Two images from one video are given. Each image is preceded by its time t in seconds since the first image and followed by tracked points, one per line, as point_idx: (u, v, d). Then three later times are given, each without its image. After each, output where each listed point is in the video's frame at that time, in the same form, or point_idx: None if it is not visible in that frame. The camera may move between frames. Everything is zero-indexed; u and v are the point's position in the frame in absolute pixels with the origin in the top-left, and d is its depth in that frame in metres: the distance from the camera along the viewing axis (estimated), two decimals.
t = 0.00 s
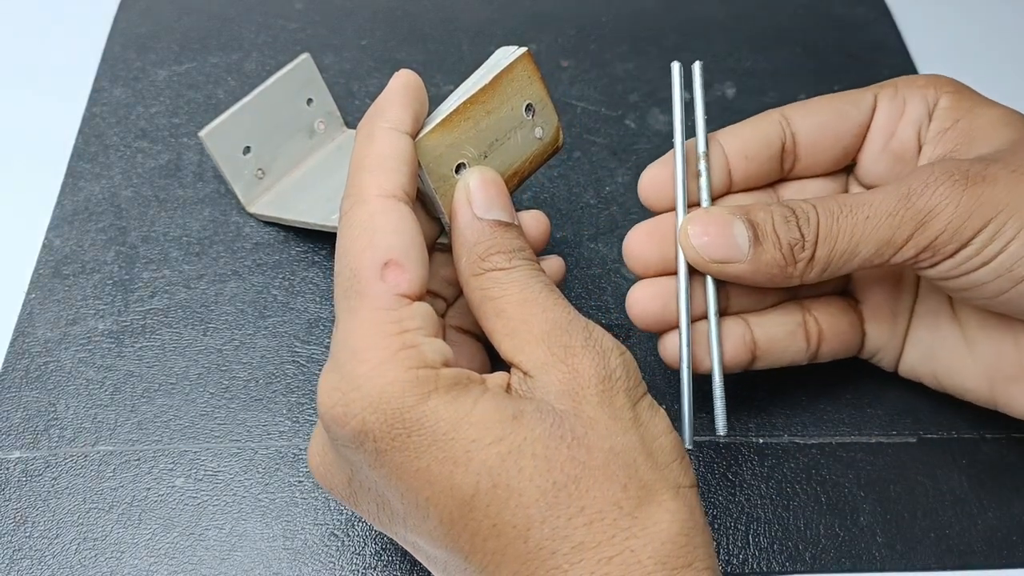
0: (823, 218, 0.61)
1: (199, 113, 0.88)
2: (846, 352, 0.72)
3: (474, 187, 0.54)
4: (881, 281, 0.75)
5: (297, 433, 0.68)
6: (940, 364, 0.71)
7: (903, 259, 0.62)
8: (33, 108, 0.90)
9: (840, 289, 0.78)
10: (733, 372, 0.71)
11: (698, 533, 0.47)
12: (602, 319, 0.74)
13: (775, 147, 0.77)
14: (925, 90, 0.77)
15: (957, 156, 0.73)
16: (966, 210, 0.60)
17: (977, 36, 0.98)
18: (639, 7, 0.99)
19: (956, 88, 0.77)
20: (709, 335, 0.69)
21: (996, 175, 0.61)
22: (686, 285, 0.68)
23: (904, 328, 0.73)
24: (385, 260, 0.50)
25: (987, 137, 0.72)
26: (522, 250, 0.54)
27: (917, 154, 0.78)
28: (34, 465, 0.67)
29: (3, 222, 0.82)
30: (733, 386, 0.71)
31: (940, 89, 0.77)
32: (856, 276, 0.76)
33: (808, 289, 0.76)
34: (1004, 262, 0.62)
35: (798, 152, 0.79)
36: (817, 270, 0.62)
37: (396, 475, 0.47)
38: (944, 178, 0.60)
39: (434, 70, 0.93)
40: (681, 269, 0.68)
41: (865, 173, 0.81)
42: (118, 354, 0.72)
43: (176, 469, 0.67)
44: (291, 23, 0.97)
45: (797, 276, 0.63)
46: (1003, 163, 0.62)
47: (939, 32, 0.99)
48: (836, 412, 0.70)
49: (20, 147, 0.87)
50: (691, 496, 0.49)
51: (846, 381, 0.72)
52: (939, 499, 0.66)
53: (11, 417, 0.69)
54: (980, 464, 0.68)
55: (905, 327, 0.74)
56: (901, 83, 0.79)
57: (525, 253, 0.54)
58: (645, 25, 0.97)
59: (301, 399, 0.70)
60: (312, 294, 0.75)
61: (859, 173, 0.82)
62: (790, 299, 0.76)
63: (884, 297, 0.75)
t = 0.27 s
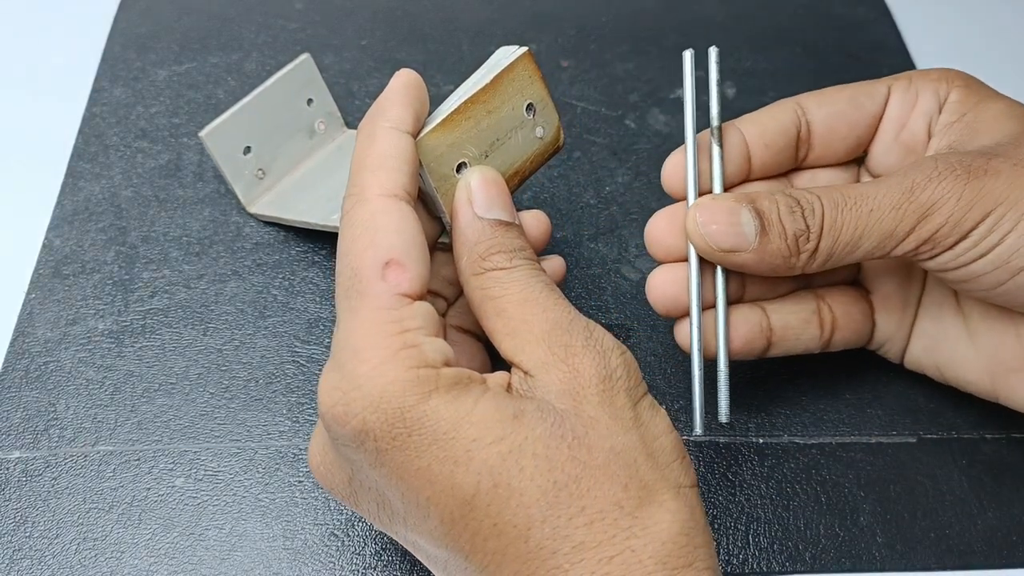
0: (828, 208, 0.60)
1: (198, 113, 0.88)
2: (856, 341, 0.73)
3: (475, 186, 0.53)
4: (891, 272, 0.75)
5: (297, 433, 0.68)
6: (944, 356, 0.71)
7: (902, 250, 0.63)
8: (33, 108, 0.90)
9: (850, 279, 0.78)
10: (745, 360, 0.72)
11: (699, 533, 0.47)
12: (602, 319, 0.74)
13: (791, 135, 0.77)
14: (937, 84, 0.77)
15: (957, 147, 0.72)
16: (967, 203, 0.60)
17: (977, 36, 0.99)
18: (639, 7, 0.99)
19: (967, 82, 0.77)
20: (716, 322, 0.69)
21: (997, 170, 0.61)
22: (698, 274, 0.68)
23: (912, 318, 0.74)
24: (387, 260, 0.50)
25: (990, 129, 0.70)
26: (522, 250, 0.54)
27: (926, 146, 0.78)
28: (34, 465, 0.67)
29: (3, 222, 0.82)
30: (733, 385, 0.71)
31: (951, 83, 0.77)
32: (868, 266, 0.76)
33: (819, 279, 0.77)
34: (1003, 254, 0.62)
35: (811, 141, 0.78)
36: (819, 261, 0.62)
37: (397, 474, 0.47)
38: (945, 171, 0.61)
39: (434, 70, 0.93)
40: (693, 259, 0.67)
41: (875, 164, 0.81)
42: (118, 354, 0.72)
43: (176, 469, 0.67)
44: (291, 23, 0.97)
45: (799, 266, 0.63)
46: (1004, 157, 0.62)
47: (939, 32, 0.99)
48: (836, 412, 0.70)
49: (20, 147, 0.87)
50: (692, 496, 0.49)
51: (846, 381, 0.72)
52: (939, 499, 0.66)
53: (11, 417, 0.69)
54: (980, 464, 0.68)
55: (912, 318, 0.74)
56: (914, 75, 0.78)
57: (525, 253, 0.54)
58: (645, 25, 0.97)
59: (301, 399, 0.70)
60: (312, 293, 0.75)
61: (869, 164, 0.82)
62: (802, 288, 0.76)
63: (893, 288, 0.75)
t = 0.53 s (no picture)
0: (827, 206, 0.60)
1: (198, 113, 0.88)
2: (857, 338, 0.73)
3: (474, 187, 0.53)
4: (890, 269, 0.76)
5: (297, 433, 0.68)
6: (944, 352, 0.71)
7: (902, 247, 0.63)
8: (33, 108, 0.90)
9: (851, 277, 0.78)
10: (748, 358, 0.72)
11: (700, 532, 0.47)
12: (602, 319, 0.74)
13: (789, 134, 0.77)
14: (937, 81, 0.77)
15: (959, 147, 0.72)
16: (967, 199, 0.60)
17: (978, 36, 0.98)
18: (639, 7, 0.99)
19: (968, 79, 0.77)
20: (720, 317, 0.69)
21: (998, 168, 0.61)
22: (698, 271, 0.68)
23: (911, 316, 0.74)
24: (388, 260, 0.50)
25: (990, 129, 0.71)
26: (521, 251, 0.54)
27: (926, 144, 0.78)
28: (34, 465, 0.67)
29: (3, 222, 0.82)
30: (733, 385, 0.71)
31: (951, 81, 0.77)
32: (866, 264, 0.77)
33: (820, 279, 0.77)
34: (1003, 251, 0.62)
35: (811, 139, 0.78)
36: (819, 259, 0.62)
37: (399, 474, 0.47)
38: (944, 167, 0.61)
39: (434, 70, 0.93)
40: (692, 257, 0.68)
41: (875, 162, 0.81)
42: (118, 354, 0.72)
43: (176, 469, 0.67)
44: (291, 23, 0.97)
45: (799, 264, 0.63)
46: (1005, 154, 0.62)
47: (939, 32, 0.99)
48: (835, 412, 0.70)
49: (20, 147, 0.87)
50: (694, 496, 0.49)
51: (846, 381, 0.72)
52: (938, 498, 0.66)
53: (11, 416, 0.69)
54: (980, 464, 0.68)
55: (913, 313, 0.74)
56: (914, 74, 0.78)
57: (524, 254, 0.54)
58: (645, 25, 0.97)
59: (301, 399, 0.70)
60: (311, 293, 0.75)
61: (869, 162, 0.82)
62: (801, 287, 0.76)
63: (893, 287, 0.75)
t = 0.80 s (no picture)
0: (840, 186, 0.59)
1: (198, 113, 0.88)
2: (870, 321, 0.74)
3: (479, 189, 0.53)
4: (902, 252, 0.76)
5: (296, 432, 0.68)
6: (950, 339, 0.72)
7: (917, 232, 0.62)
8: (33, 108, 0.90)
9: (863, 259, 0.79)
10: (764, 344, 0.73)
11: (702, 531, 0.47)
12: (602, 317, 0.74)
13: (805, 115, 0.77)
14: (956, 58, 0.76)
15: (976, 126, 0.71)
16: (987, 185, 0.59)
17: (978, 35, 0.98)
18: (639, 7, 0.99)
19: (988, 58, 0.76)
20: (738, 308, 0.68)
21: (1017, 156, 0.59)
22: (713, 260, 0.67)
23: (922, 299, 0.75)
24: (395, 260, 0.50)
25: (1009, 111, 0.70)
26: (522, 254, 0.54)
27: (944, 125, 0.77)
28: (33, 465, 0.67)
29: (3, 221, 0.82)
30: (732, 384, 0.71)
31: (971, 60, 0.76)
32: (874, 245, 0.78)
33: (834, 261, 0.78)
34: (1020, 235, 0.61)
35: (825, 120, 0.78)
36: (830, 240, 0.61)
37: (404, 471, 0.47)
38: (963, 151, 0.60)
39: (434, 70, 0.93)
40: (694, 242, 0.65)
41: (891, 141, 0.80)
42: (118, 353, 0.72)
43: (176, 468, 0.67)
44: (291, 23, 0.97)
45: (810, 245, 0.62)
46: None
47: (940, 31, 0.98)
48: (835, 412, 0.70)
49: (20, 147, 0.87)
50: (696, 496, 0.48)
51: (846, 381, 0.72)
52: (938, 499, 0.66)
53: (10, 416, 0.69)
54: (980, 464, 0.68)
55: (924, 289, 0.76)
56: (932, 52, 0.77)
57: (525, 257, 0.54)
58: (645, 25, 0.97)
59: (301, 398, 0.70)
60: (311, 292, 0.75)
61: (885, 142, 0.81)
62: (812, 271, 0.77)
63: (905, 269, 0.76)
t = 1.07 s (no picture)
0: (839, 178, 0.59)
1: (198, 111, 0.88)
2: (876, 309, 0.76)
3: (495, 175, 0.53)
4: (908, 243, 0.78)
5: (296, 431, 0.68)
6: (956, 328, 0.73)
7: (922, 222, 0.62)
8: (33, 106, 0.90)
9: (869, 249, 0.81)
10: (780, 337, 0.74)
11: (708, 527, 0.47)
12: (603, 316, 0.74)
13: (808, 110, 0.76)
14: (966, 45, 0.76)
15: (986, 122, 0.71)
16: (994, 180, 0.58)
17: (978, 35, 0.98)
18: (639, 6, 0.99)
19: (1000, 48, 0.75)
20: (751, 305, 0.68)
21: None
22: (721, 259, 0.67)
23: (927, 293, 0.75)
24: (410, 243, 0.50)
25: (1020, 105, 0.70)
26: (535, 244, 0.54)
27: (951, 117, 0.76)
28: (33, 464, 0.67)
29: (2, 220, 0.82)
30: (734, 381, 0.71)
31: (982, 50, 0.75)
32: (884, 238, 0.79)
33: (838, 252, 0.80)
34: None
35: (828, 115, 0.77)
36: (832, 233, 0.60)
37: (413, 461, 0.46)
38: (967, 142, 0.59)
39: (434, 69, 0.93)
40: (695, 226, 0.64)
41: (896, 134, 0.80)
42: (117, 352, 0.72)
43: (175, 467, 0.66)
44: (291, 22, 0.97)
45: (811, 239, 0.61)
46: None
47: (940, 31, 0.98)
48: (834, 411, 0.70)
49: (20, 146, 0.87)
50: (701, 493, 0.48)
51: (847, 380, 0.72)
52: (939, 499, 0.66)
53: (10, 415, 0.69)
54: (981, 463, 0.68)
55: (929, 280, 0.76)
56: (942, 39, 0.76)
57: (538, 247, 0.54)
58: (645, 24, 0.97)
59: (300, 397, 0.69)
60: (311, 290, 0.75)
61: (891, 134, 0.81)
62: (816, 266, 0.79)
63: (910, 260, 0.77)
